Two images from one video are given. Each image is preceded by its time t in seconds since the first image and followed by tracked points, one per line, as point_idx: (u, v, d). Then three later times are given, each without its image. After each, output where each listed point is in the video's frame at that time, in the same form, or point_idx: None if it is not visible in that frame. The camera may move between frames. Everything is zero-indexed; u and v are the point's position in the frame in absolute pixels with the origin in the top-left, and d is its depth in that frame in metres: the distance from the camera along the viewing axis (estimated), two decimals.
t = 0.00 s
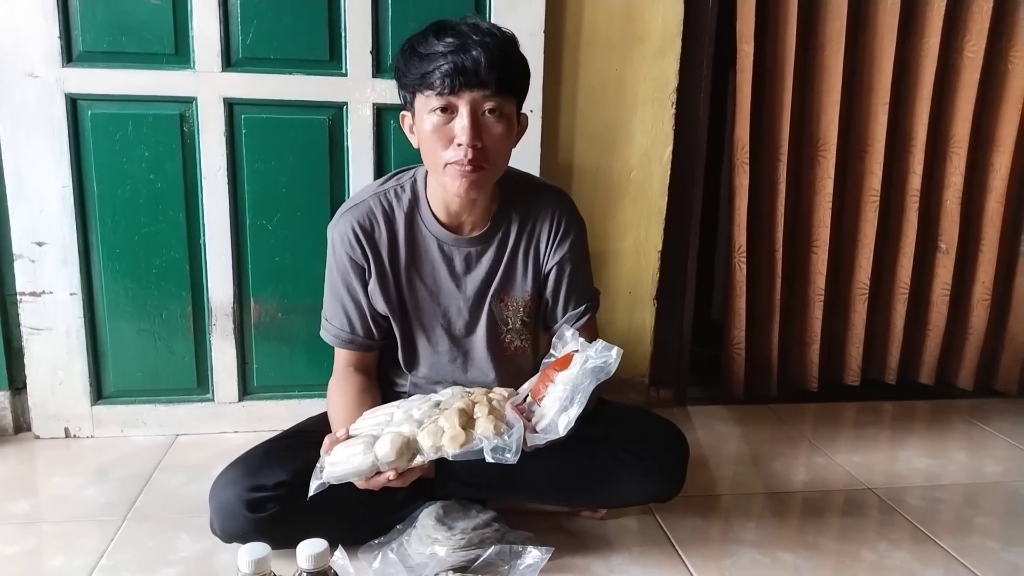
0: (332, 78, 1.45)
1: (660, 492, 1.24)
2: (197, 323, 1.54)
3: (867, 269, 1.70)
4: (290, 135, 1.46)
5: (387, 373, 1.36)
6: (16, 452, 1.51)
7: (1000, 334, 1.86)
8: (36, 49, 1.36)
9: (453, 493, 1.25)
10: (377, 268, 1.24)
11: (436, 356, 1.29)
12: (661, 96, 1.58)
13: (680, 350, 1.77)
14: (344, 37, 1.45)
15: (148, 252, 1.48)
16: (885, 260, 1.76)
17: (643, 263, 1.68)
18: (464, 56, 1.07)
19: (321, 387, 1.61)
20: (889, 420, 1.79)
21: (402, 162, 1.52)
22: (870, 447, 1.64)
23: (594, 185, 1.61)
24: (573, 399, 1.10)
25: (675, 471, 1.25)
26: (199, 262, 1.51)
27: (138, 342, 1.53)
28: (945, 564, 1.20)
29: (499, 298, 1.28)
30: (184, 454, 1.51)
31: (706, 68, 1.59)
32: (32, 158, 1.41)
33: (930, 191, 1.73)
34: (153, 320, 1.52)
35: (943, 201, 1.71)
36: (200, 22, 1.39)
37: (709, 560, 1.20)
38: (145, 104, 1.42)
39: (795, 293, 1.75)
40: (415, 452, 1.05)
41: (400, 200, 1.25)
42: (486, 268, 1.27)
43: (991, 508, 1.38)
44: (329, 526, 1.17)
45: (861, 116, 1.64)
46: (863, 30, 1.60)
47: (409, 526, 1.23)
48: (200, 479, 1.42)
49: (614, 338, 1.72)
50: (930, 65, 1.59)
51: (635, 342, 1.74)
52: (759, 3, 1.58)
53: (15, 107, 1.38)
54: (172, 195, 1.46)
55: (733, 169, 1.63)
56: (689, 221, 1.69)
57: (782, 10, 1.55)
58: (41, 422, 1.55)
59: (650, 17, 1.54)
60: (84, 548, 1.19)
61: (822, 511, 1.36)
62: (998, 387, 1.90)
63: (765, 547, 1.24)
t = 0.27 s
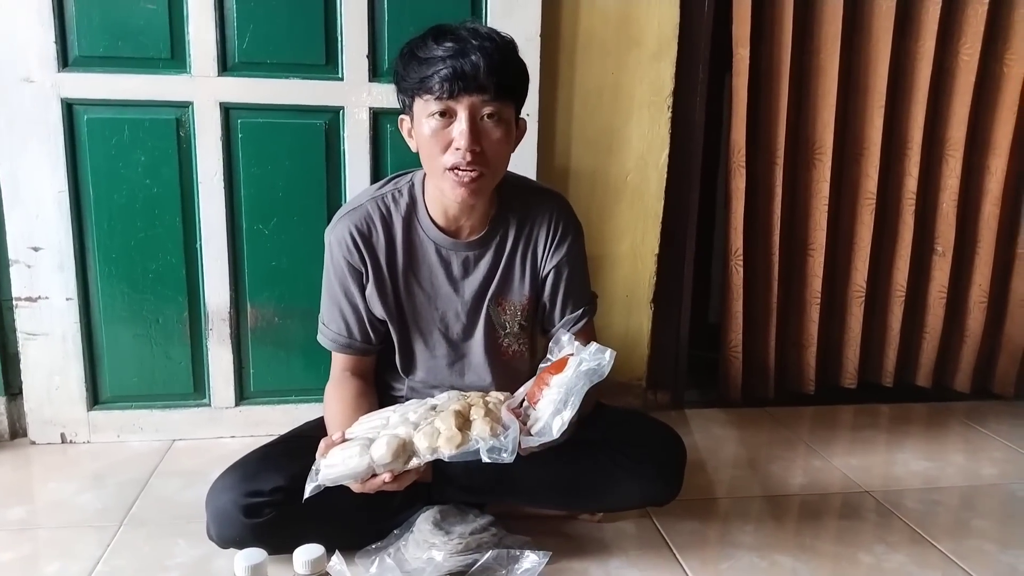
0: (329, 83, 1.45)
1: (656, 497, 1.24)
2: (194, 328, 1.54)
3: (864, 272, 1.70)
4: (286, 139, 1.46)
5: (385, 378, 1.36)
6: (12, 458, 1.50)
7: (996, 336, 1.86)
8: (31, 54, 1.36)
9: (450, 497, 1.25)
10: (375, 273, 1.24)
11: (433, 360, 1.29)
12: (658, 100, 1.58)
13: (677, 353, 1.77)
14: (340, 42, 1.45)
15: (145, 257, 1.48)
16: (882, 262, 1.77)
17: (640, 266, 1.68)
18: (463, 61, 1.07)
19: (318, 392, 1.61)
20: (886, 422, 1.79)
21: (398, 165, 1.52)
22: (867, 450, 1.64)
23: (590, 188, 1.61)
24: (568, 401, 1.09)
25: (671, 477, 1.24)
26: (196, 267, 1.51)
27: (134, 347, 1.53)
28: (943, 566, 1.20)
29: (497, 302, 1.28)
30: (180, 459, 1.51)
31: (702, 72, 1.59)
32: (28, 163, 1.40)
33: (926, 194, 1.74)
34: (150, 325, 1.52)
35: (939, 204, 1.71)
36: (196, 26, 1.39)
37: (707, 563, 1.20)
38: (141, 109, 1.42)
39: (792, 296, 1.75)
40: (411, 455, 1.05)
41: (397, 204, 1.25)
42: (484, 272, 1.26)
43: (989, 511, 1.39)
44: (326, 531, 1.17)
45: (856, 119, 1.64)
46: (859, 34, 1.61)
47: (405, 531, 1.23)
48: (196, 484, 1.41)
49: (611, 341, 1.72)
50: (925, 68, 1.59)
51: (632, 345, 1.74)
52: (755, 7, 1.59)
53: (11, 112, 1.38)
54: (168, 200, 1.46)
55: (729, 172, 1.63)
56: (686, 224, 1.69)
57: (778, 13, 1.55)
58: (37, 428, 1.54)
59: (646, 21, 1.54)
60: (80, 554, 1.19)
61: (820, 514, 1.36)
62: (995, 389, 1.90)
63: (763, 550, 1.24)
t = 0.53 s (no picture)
0: (328, 86, 1.45)
1: (657, 498, 1.24)
2: (193, 330, 1.54)
3: (863, 274, 1.70)
4: (285, 142, 1.46)
5: (384, 380, 1.36)
6: (11, 461, 1.50)
7: (996, 337, 1.86)
8: (30, 57, 1.36)
9: (450, 500, 1.25)
10: (375, 275, 1.24)
11: (433, 363, 1.29)
12: (656, 102, 1.59)
13: (677, 355, 1.77)
14: (339, 45, 1.45)
15: (144, 260, 1.48)
16: (881, 264, 1.77)
17: (639, 268, 1.68)
18: (464, 63, 1.07)
19: (318, 395, 1.61)
20: (885, 424, 1.80)
21: (397, 168, 1.52)
22: (867, 451, 1.64)
23: (589, 191, 1.62)
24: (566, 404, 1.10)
25: (671, 478, 1.24)
26: (195, 270, 1.51)
27: (133, 350, 1.53)
28: (943, 568, 1.20)
29: (497, 305, 1.28)
30: (179, 462, 1.51)
31: (700, 75, 1.59)
32: (27, 166, 1.40)
33: (924, 196, 1.74)
34: (149, 327, 1.52)
35: (939, 205, 1.71)
36: (195, 30, 1.39)
37: (707, 566, 1.20)
38: (140, 112, 1.42)
39: (791, 298, 1.75)
40: (410, 458, 1.05)
41: (397, 207, 1.25)
42: (484, 274, 1.27)
43: (988, 512, 1.39)
44: (326, 534, 1.17)
45: (855, 121, 1.64)
46: (857, 36, 1.61)
47: (405, 534, 1.23)
48: (196, 487, 1.41)
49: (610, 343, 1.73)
50: (923, 70, 1.60)
51: (631, 348, 1.74)
52: (754, 9, 1.59)
53: (9, 115, 1.38)
54: (167, 202, 1.46)
55: (728, 174, 1.63)
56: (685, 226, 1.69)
57: (776, 15, 1.55)
58: (36, 431, 1.54)
59: (645, 24, 1.54)
60: (79, 558, 1.19)
61: (819, 516, 1.36)
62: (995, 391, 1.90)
63: (762, 552, 1.24)
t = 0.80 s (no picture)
0: (328, 87, 1.45)
1: (657, 499, 1.24)
2: (193, 332, 1.54)
3: (863, 276, 1.70)
4: (285, 143, 1.47)
5: (384, 382, 1.36)
6: (11, 462, 1.50)
7: (996, 339, 1.86)
8: (31, 59, 1.36)
9: (450, 501, 1.25)
10: (375, 277, 1.24)
11: (433, 364, 1.29)
12: (656, 104, 1.59)
13: (677, 357, 1.77)
14: (339, 47, 1.45)
15: (144, 261, 1.48)
16: (881, 266, 1.77)
17: (639, 270, 1.68)
18: (466, 65, 1.07)
19: (318, 397, 1.61)
20: (885, 426, 1.80)
21: (397, 169, 1.52)
22: (867, 453, 1.64)
23: (590, 192, 1.62)
24: (564, 404, 1.09)
25: (671, 479, 1.24)
26: (195, 271, 1.51)
27: (133, 352, 1.53)
28: (943, 570, 1.20)
29: (497, 306, 1.28)
30: (179, 464, 1.51)
31: (700, 77, 1.59)
32: (27, 167, 1.40)
33: (924, 197, 1.74)
34: (149, 329, 1.52)
35: (939, 207, 1.71)
36: (195, 31, 1.39)
37: (707, 567, 1.20)
38: (140, 113, 1.42)
39: (791, 300, 1.75)
40: (409, 459, 1.05)
41: (398, 208, 1.25)
42: (484, 276, 1.27)
43: (988, 514, 1.39)
44: (325, 536, 1.17)
45: (855, 123, 1.65)
46: (857, 38, 1.61)
47: (404, 535, 1.23)
48: (196, 489, 1.41)
49: (610, 345, 1.73)
50: (923, 73, 1.60)
51: (631, 349, 1.74)
52: (754, 11, 1.59)
53: (10, 117, 1.38)
54: (168, 204, 1.46)
55: (728, 176, 1.64)
56: (685, 228, 1.69)
57: (776, 17, 1.55)
58: (36, 433, 1.54)
59: (645, 26, 1.54)
60: (79, 559, 1.19)
61: (819, 518, 1.36)
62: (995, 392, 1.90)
63: (762, 554, 1.24)
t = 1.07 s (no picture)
0: (329, 88, 1.46)
1: (656, 501, 1.24)
2: (193, 332, 1.54)
3: (863, 278, 1.70)
4: (286, 144, 1.47)
5: (384, 382, 1.36)
6: (10, 463, 1.50)
7: (996, 341, 1.86)
8: (32, 59, 1.36)
9: (449, 502, 1.25)
10: (375, 277, 1.24)
11: (433, 365, 1.29)
12: (656, 106, 1.59)
13: (676, 358, 1.77)
14: (340, 48, 1.45)
15: (144, 262, 1.48)
16: (881, 267, 1.77)
17: (639, 271, 1.68)
18: (470, 67, 1.07)
19: (318, 398, 1.61)
20: (885, 427, 1.80)
21: (397, 170, 1.52)
22: (867, 455, 1.64)
23: (590, 193, 1.62)
24: (563, 402, 1.09)
25: (670, 481, 1.24)
26: (195, 272, 1.51)
27: (133, 352, 1.53)
28: (943, 572, 1.20)
29: (497, 307, 1.28)
30: (179, 464, 1.51)
31: (701, 79, 1.59)
32: (27, 168, 1.40)
33: (925, 199, 1.74)
34: (148, 330, 1.52)
35: (939, 209, 1.72)
36: (196, 32, 1.39)
37: (707, 569, 1.20)
38: (140, 114, 1.42)
39: (791, 302, 1.75)
40: (409, 457, 1.05)
41: (398, 209, 1.25)
42: (484, 277, 1.27)
43: (988, 516, 1.38)
44: (325, 537, 1.17)
45: (855, 125, 1.65)
46: (857, 40, 1.61)
47: (404, 536, 1.23)
48: (195, 490, 1.41)
49: (610, 347, 1.73)
50: (923, 75, 1.60)
51: (631, 350, 1.74)
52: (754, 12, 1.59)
53: (10, 117, 1.38)
54: (168, 204, 1.46)
55: (728, 177, 1.64)
56: (685, 229, 1.69)
57: (777, 19, 1.55)
58: (35, 433, 1.54)
59: (645, 28, 1.55)
60: (78, 560, 1.18)
61: (819, 519, 1.36)
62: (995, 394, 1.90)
63: (762, 555, 1.24)
